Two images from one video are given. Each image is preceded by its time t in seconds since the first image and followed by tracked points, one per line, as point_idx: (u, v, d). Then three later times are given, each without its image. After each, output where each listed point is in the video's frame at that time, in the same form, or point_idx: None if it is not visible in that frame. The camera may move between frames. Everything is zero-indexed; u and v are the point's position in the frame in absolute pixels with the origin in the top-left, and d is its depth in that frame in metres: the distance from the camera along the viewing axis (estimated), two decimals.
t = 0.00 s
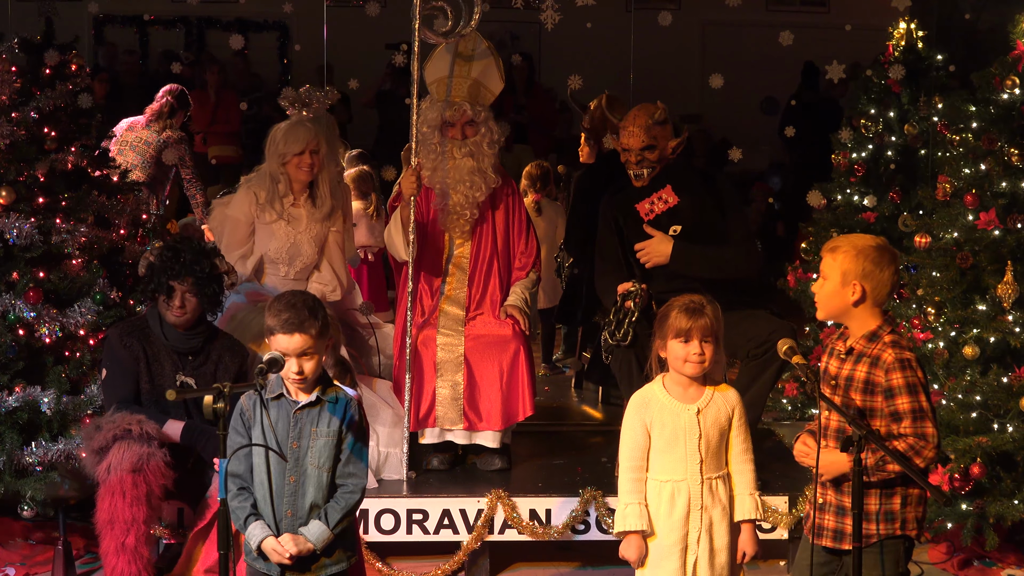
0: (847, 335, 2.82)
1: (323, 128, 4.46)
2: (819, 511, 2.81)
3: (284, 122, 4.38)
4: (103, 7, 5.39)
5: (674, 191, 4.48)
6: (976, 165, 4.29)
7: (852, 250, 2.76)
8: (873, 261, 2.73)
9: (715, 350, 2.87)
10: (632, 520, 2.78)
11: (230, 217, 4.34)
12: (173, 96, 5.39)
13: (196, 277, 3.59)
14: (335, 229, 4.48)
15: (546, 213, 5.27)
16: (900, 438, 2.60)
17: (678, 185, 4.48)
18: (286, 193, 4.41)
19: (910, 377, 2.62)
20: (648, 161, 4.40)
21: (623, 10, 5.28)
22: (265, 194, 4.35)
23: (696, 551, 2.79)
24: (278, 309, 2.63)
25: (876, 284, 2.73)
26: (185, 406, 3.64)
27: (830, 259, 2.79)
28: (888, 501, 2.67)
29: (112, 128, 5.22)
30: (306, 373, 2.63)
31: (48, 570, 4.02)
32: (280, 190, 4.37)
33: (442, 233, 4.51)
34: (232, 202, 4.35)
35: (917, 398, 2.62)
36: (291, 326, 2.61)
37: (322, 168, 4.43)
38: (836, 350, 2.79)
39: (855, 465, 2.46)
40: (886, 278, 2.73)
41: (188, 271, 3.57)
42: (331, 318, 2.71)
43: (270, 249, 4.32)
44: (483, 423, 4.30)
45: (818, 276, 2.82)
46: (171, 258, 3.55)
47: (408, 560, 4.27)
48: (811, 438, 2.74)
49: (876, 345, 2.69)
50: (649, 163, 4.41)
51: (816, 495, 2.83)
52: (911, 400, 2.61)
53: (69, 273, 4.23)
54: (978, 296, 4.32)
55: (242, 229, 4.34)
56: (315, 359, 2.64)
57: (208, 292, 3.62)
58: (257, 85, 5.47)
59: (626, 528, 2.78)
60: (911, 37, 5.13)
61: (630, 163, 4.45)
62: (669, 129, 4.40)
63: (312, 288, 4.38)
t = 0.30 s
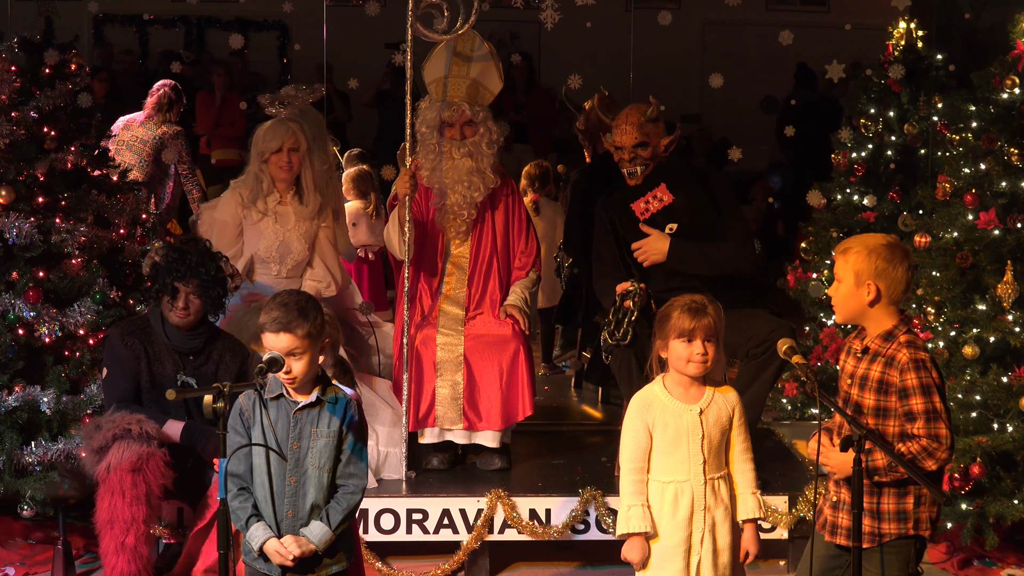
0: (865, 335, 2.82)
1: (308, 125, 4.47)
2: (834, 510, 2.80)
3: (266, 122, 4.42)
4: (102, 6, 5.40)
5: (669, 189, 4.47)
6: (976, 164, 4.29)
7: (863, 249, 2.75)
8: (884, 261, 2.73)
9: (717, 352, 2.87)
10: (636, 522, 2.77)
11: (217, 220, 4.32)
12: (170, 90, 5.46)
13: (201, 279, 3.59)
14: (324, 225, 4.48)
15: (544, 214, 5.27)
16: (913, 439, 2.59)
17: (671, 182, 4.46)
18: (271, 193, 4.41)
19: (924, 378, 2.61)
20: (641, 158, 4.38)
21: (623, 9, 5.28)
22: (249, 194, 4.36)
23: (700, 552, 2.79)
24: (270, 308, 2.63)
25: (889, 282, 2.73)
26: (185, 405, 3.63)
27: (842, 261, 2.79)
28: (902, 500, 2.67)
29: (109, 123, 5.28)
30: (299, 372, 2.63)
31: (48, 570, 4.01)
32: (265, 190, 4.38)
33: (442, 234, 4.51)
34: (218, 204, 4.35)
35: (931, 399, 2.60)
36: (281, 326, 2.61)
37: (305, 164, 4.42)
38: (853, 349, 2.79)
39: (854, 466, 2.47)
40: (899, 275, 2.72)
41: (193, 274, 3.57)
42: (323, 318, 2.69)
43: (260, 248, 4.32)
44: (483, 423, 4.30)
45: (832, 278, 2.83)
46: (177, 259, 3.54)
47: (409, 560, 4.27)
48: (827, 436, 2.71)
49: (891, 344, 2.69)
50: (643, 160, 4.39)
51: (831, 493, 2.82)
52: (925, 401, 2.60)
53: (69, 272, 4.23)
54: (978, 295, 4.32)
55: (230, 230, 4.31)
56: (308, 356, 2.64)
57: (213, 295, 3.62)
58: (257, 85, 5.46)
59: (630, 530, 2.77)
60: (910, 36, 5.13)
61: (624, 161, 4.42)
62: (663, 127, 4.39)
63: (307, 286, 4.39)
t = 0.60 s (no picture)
0: (874, 334, 2.82)
1: (297, 126, 4.40)
2: (840, 510, 2.78)
3: (253, 123, 4.37)
4: (101, 7, 5.40)
5: (669, 189, 4.47)
6: (976, 165, 4.29)
7: (869, 250, 2.75)
8: (893, 261, 2.72)
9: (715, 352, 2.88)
10: (638, 525, 2.77)
11: (210, 226, 4.29)
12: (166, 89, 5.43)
13: (204, 279, 3.60)
14: (317, 224, 4.43)
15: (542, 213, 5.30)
16: (921, 441, 2.59)
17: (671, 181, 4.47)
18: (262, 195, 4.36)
19: (933, 380, 2.61)
20: (641, 156, 4.37)
21: (623, 9, 5.28)
22: (239, 197, 4.32)
23: (703, 553, 2.79)
24: (264, 310, 2.63)
25: (898, 282, 2.72)
26: (186, 405, 3.62)
27: (851, 262, 2.79)
28: (910, 501, 2.67)
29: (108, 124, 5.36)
30: (295, 373, 2.62)
31: (47, 570, 4.01)
32: (255, 192, 4.33)
33: (442, 234, 4.52)
34: (210, 209, 4.32)
35: (939, 401, 2.60)
36: (275, 328, 2.61)
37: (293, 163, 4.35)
38: (863, 348, 2.80)
39: (854, 466, 2.48)
40: (909, 275, 2.72)
41: (197, 272, 3.59)
42: (318, 320, 2.70)
43: (254, 251, 4.28)
44: (482, 423, 4.29)
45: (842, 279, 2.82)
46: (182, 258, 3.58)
47: (409, 560, 4.27)
48: (835, 435, 2.70)
49: (901, 345, 2.69)
50: (643, 159, 4.38)
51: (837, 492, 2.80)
52: (933, 403, 2.60)
53: (68, 273, 4.23)
54: (978, 296, 4.31)
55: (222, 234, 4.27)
56: (303, 357, 2.64)
57: (215, 295, 3.63)
58: (256, 84, 5.46)
59: (631, 533, 2.77)
60: (910, 37, 5.13)
61: (624, 159, 4.41)
62: (663, 126, 4.39)
63: (304, 285, 4.34)
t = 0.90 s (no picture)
0: (877, 335, 2.82)
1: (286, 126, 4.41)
2: (836, 510, 2.78)
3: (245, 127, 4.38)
4: (98, 8, 5.40)
5: (666, 190, 4.48)
6: (973, 166, 4.29)
7: (874, 251, 2.74)
8: (898, 263, 2.71)
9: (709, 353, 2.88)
10: (634, 526, 2.76)
11: (205, 229, 4.29)
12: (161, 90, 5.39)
13: (212, 275, 3.49)
14: (312, 225, 4.42)
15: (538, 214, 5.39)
16: (930, 442, 2.59)
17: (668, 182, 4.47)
18: (255, 198, 4.36)
19: (942, 382, 2.62)
20: (639, 156, 4.37)
21: (619, 10, 5.28)
22: (231, 200, 4.31)
23: (698, 554, 2.79)
24: (265, 307, 2.62)
25: (904, 284, 2.72)
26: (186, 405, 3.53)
27: (854, 264, 2.78)
28: (913, 503, 2.67)
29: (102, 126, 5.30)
30: (296, 369, 2.62)
31: (44, 571, 4.01)
32: (248, 194, 4.33)
33: (438, 236, 4.52)
34: (204, 213, 4.32)
35: (948, 403, 2.60)
36: (278, 326, 2.60)
37: (284, 164, 4.34)
38: (866, 350, 2.80)
39: (852, 467, 2.48)
40: (914, 277, 2.71)
41: (204, 269, 3.50)
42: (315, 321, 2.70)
43: (249, 253, 4.25)
44: (480, 424, 4.29)
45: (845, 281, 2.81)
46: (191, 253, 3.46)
47: (406, 561, 4.27)
48: (836, 437, 2.71)
49: (908, 347, 2.70)
50: (640, 158, 4.38)
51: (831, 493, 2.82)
52: (943, 405, 2.60)
53: (65, 274, 4.23)
54: (974, 297, 4.32)
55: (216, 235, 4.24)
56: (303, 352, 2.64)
57: (223, 294, 3.52)
58: (252, 86, 5.47)
59: (627, 535, 2.76)
60: (906, 38, 5.13)
61: (621, 158, 4.40)
62: (660, 126, 4.39)
63: (300, 287, 4.32)
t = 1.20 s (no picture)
0: (879, 335, 2.81)
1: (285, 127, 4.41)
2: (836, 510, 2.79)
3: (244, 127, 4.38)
4: (97, 7, 5.39)
5: (664, 189, 4.45)
6: (972, 166, 4.29)
7: (876, 251, 2.74)
8: (900, 262, 2.71)
9: (707, 352, 2.88)
10: (630, 525, 2.77)
11: (204, 229, 4.27)
12: (157, 85, 5.38)
13: (228, 276, 3.40)
14: (311, 225, 4.41)
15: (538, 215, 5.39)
16: (932, 442, 2.59)
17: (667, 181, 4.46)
18: (254, 198, 4.35)
19: (945, 382, 2.61)
20: (638, 154, 4.37)
21: (619, 10, 5.28)
22: (231, 200, 4.31)
23: (695, 553, 2.79)
24: (271, 306, 2.63)
25: (906, 283, 2.72)
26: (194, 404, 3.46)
27: (856, 265, 2.78)
28: (914, 503, 2.67)
29: (103, 125, 5.25)
30: (302, 367, 2.63)
31: (44, 571, 4.02)
32: (247, 194, 4.33)
33: (438, 237, 4.53)
34: (203, 213, 4.31)
35: (951, 402, 2.60)
36: (284, 324, 2.61)
37: (282, 164, 4.33)
38: (868, 350, 2.79)
39: (852, 467, 2.48)
40: (916, 276, 2.71)
41: (222, 270, 3.39)
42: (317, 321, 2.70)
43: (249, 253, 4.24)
44: (480, 423, 4.29)
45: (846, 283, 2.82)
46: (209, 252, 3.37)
47: (405, 561, 4.28)
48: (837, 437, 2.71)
49: (911, 347, 2.69)
50: (639, 157, 4.38)
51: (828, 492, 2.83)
52: (946, 404, 2.60)
53: (65, 273, 4.23)
54: (974, 297, 4.31)
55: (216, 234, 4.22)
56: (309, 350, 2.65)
57: (238, 295, 3.40)
58: (252, 85, 5.47)
59: (623, 533, 2.77)
60: (906, 38, 5.13)
61: (620, 156, 4.41)
62: (659, 125, 4.39)
63: (300, 286, 4.31)
